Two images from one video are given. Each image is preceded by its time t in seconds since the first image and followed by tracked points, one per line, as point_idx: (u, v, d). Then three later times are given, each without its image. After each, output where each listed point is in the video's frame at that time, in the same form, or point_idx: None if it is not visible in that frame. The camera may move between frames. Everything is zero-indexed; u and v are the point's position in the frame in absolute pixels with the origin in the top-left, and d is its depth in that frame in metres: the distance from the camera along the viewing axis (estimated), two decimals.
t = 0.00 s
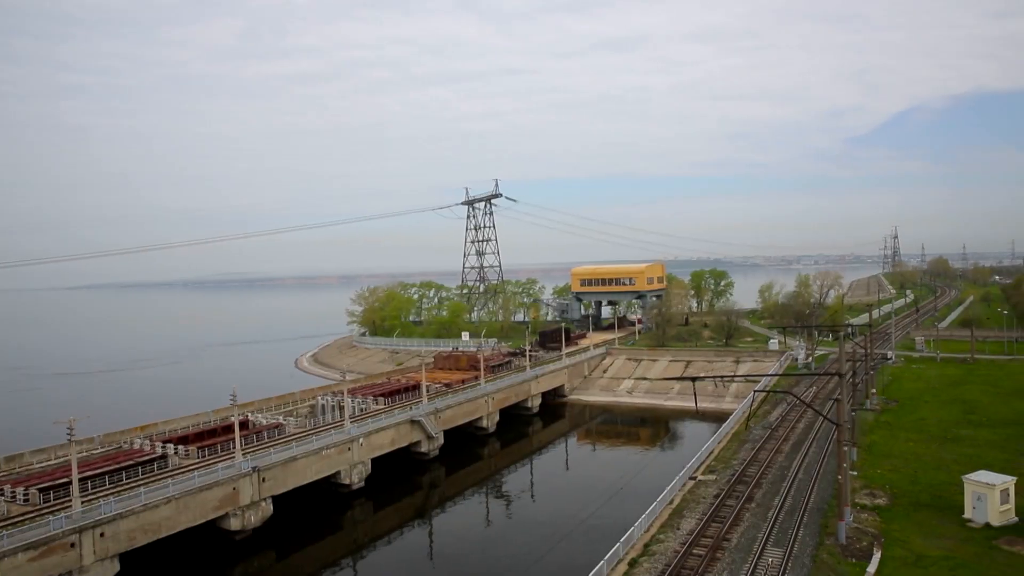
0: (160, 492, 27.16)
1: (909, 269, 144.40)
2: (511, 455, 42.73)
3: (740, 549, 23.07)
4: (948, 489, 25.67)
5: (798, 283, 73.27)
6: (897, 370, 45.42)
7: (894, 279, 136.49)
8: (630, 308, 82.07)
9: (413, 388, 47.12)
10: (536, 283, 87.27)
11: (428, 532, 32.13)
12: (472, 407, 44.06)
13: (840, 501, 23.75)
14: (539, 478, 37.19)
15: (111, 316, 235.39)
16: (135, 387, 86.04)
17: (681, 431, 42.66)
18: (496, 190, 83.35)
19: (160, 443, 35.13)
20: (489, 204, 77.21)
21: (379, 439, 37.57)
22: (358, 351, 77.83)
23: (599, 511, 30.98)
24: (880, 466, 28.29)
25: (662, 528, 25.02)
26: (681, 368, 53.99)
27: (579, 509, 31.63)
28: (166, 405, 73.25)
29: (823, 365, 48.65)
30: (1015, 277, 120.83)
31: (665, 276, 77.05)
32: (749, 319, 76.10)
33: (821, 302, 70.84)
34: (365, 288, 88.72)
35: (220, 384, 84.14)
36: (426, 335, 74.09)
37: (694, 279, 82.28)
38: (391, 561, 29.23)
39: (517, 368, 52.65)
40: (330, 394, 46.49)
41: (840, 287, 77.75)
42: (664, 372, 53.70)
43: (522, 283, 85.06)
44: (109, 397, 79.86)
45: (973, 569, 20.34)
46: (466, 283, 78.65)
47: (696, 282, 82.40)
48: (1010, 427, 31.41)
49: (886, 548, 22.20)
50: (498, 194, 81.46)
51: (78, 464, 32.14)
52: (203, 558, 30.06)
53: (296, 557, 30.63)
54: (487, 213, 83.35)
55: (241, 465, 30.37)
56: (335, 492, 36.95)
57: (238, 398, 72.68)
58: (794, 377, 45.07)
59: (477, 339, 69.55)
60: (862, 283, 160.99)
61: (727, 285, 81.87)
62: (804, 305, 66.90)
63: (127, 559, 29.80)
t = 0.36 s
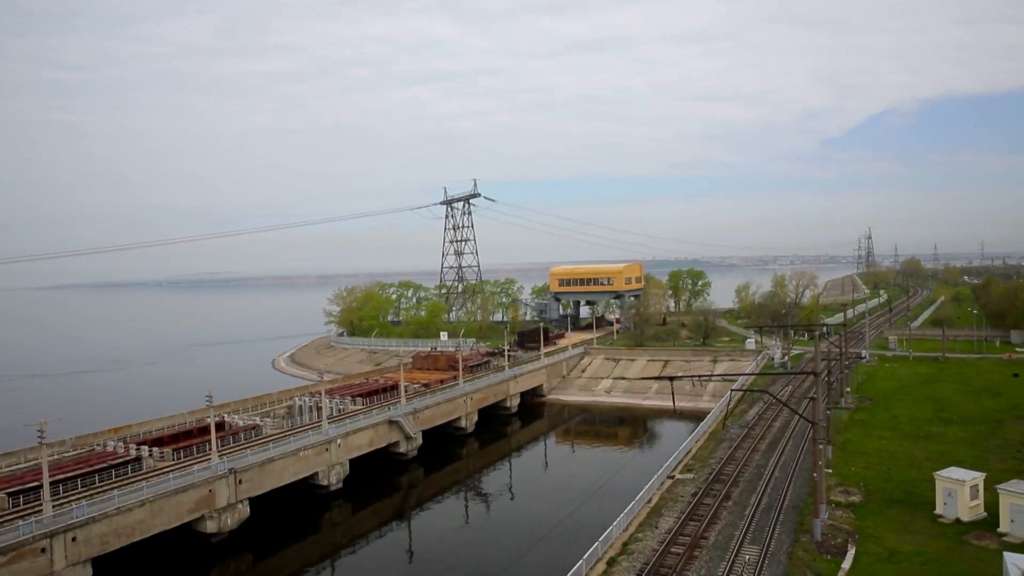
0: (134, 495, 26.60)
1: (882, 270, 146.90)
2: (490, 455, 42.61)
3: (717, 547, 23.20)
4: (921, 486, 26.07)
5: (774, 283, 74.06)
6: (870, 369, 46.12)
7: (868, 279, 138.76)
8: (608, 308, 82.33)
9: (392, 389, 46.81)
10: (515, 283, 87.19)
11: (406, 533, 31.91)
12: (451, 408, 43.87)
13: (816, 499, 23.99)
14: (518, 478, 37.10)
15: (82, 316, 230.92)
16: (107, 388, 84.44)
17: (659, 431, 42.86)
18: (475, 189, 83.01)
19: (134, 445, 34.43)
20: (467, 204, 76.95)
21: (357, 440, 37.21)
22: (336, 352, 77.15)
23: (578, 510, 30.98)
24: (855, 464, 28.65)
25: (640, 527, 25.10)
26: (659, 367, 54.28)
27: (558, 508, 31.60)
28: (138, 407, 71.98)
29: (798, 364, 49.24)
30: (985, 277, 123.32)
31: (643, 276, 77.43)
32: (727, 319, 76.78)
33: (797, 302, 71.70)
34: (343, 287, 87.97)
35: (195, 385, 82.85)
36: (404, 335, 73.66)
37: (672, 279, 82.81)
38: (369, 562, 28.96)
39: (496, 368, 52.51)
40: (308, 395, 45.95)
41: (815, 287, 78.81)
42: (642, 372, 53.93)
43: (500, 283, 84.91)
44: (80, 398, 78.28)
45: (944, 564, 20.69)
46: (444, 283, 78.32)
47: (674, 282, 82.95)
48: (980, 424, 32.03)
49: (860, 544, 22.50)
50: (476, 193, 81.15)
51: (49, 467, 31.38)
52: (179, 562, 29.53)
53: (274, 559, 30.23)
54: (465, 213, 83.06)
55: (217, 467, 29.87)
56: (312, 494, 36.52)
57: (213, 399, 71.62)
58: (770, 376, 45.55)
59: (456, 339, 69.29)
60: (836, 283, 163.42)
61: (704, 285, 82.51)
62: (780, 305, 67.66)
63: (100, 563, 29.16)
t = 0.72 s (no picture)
0: (101, 498, 25.91)
1: (850, 270, 149.76)
2: (463, 455, 42.41)
3: (690, 544, 23.34)
4: (888, 482, 26.53)
5: (745, 283, 74.97)
6: (839, 367, 46.90)
7: (836, 279, 141.32)
8: (581, 308, 82.64)
9: (365, 389, 46.36)
10: (488, 283, 87.04)
11: (378, 534, 31.59)
12: (424, 407, 43.58)
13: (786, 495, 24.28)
14: (492, 478, 36.95)
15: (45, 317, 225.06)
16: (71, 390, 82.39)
17: (632, 430, 43.07)
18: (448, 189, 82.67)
19: (100, 448, 33.55)
20: (441, 203, 76.59)
21: (330, 441, 36.74)
22: (308, 352, 76.27)
23: (552, 510, 30.95)
24: (823, 461, 29.08)
25: (613, 526, 25.15)
26: (632, 367, 54.56)
27: (532, 508, 31.54)
28: (104, 409, 70.34)
29: (769, 363, 49.89)
30: (949, 278, 126.21)
31: (616, 276, 77.83)
32: (699, 319, 77.56)
33: (767, 302, 72.69)
34: (315, 287, 86.97)
35: (162, 387, 81.22)
36: (377, 335, 73.08)
37: (644, 279, 83.41)
38: (341, 564, 28.58)
39: (470, 368, 52.30)
40: (280, 396, 45.28)
41: (785, 287, 79.96)
42: (615, 371, 54.17)
43: (474, 283, 84.71)
44: (42, 401, 76.20)
45: (910, 558, 21.08)
46: (418, 283, 77.91)
47: (647, 282, 83.56)
48: (945, 421, 32.75)
49: (829, 540, 22.81)
50: (450, 193, 80.81)
51: (11, 471, 30.42)
52: (147, 566, 28.85)
53: (245, 562, 29.71)
54: (439, 213, 82.62)
55: (187, 469, 29.24)
56: (284, 496, 35.97)
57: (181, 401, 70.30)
58: (742, 375, 46.07)
59: (429, 339, 68.89)
60: (806, 284, 166.21)
61: (677, 285, 83.24)
62: (750, 304, 68.53)
63: (65, 569, 28.36)
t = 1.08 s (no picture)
0: (64, 503, 25.13)
1: (817, 270, 152.50)
2: (435, 455, 42.13)
3: (661, 542, 23.46)
4: (853, 478, 26.99)
5: (714, 283, 75.81)
6: (806, 366, 47.69)
7: (804, 280, 143.76)
8: (553, 308, 82.80)
9: (336, 390, 45.80)
10: (460, 283, 86.71)
11: (349, 535, 31.20)
12: (395, 408, 43.18)
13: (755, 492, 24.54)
14: (464, 479, 36.74)
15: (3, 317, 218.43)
16: (31, 393, 80.02)
17: (603, 429, 43.22)
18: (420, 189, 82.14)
19: (63, 451, 32.59)
20: (412, 203, 76.04)
21: (300, 442, 36.18)
22: (277, 353, 75.18)
23: (524, 509, 30.88)
24: (791, 458, 29.48)
25: (585, 525, 25.16)
26: (603, 367, 54.78)
27: (504, 508, 31.43)
28: (66, 411, 68.46)
29: (738, 362, 50.49)
30: (912, 278, 129.22)
31: (587, 276, 78.09)
32: (669, 318, 78.23)
33: (736, 301, 73.60)
34: (285, 287, 85.75)
35: (126, 389, 79.28)
36: (348, 335, 72.31)
37: (615, 279, 83.87)
38: (310, 567, 28.13)
39: (441, 368, 52.01)
40: (249, 397, 44.47)
41: (753, 287, 81.06)
42: (586, 371, 54.32)
43: (445, 283, 84.32)
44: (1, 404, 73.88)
45: (874, 553, 21.47)
46: (389, 283, 77.32)
47: (618, 282, 84.01)
48: (908, 418, 33.48)
49: (797, 536, 23.13)
50: (421, 193, 80.32)
51: None
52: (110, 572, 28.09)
53: (213, 566, 29.12)
54: (411, 212, 82.08)
55: (153, 472, 28.51)
56: (253, 498, 35.34)
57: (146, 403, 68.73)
58: (711, 374, 46.54)
59: (401, 339, 68.37)
60: (774, 283, 168.97)
61: (647, 285, 83.85)
62: (720, 304, 69.36)
63: None
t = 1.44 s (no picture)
0: (18, 510, 24.18)
1: (780, 270, 155.39)
2: (402, 456, 41.75)
3: (628, 540, 23.56)
4: (815, 475, 27.46)
5: (680, 283, 76.66)
6: (770, 365, 48.45)
7: (768, 280, 146.33)
8: (520, 308, 82.84)
9: (302, 391, 45.10)
10: (427, 283, 86.22)
11: (314, 537, 30.71)
12: (362, 409, 42.67)
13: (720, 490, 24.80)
14: (432, 479, 36.46)
15: None
16: None
17: (571, 428, 43.34)
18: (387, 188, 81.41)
19: (17, 456, 31.43)
20: (379, 202, 75.32)
21: (265, 444, 35.50)
22: (241, 354, 73.81)
23: (492, 509, 30.76)
24: (756, 456, 29.89)
25: (552, 524, 25.15)
26: (570, 367, 54.94)
27: (472, 507, 31.27)
28: (20, 415, 66.18)
29: (703, 361, 51.10)
30: (872, 279, 132.44)
31: (554, 276, 78.28)
32: (635, 318, 78.88)
33: (701, 301, 74.55)
34: (249, 287, 84.22)
35: (84, 391, 76.98)
36: (313, 336, 71.32)
37: (582, 279, 84.27)
38: (275, 571, 27.59)
39: (408, 368, 51.57)
40: (212, 399, 43.49)
41: (718, 287, 82.14)
42: (553, 371, 54.43)
43: (412, 283, 83.76)
44: None
45: (836, 548, 21.87)
46: (355, 283, 76.51)
47: (585, 281, 84.45)
48: (867, 415, 34.23)
49: (761, 532, 23.44)
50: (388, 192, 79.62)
51: None
52: None
53: (175, 571, 28.39)
54: (377, 212, 81.31)
55: (113, 476, 27.64)
56: (217, 501, 34.57)
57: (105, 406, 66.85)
58: (677, 373, 47.02)
59: (368, 339, 67.65)
60: (739, 284, 171.76)
61: (614, 285, 84.43)
62: (685, 304, 70.14)
63: None
